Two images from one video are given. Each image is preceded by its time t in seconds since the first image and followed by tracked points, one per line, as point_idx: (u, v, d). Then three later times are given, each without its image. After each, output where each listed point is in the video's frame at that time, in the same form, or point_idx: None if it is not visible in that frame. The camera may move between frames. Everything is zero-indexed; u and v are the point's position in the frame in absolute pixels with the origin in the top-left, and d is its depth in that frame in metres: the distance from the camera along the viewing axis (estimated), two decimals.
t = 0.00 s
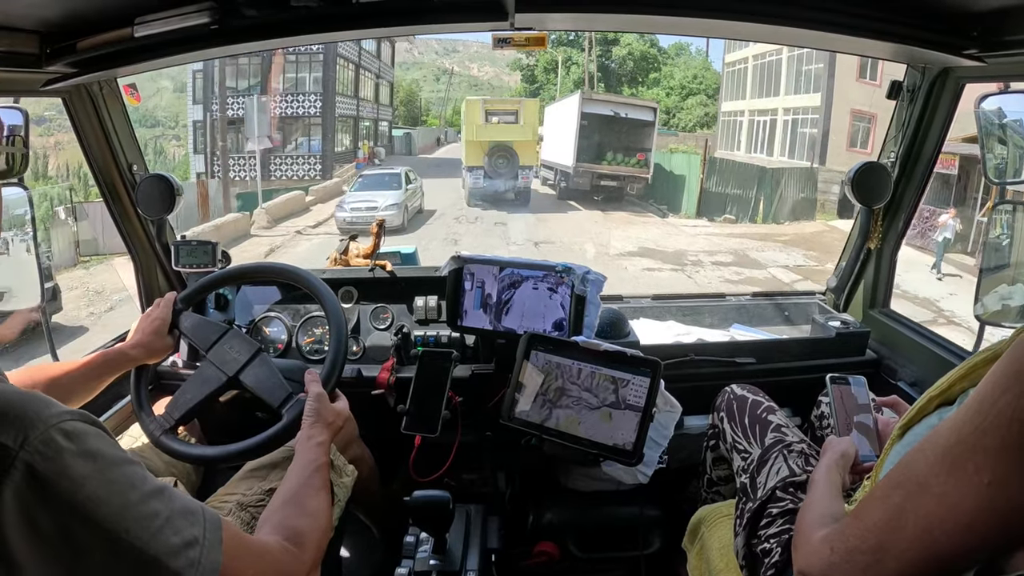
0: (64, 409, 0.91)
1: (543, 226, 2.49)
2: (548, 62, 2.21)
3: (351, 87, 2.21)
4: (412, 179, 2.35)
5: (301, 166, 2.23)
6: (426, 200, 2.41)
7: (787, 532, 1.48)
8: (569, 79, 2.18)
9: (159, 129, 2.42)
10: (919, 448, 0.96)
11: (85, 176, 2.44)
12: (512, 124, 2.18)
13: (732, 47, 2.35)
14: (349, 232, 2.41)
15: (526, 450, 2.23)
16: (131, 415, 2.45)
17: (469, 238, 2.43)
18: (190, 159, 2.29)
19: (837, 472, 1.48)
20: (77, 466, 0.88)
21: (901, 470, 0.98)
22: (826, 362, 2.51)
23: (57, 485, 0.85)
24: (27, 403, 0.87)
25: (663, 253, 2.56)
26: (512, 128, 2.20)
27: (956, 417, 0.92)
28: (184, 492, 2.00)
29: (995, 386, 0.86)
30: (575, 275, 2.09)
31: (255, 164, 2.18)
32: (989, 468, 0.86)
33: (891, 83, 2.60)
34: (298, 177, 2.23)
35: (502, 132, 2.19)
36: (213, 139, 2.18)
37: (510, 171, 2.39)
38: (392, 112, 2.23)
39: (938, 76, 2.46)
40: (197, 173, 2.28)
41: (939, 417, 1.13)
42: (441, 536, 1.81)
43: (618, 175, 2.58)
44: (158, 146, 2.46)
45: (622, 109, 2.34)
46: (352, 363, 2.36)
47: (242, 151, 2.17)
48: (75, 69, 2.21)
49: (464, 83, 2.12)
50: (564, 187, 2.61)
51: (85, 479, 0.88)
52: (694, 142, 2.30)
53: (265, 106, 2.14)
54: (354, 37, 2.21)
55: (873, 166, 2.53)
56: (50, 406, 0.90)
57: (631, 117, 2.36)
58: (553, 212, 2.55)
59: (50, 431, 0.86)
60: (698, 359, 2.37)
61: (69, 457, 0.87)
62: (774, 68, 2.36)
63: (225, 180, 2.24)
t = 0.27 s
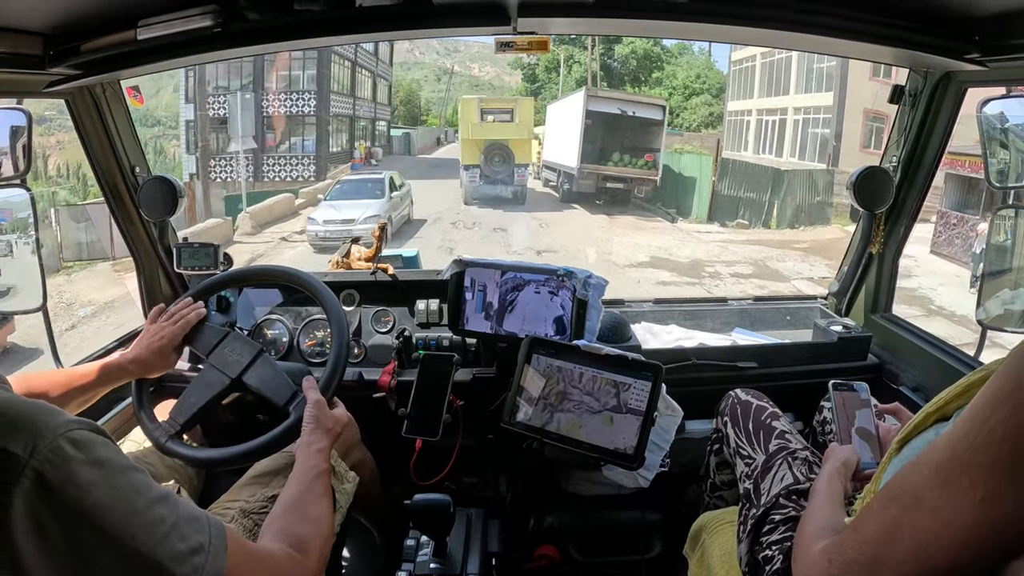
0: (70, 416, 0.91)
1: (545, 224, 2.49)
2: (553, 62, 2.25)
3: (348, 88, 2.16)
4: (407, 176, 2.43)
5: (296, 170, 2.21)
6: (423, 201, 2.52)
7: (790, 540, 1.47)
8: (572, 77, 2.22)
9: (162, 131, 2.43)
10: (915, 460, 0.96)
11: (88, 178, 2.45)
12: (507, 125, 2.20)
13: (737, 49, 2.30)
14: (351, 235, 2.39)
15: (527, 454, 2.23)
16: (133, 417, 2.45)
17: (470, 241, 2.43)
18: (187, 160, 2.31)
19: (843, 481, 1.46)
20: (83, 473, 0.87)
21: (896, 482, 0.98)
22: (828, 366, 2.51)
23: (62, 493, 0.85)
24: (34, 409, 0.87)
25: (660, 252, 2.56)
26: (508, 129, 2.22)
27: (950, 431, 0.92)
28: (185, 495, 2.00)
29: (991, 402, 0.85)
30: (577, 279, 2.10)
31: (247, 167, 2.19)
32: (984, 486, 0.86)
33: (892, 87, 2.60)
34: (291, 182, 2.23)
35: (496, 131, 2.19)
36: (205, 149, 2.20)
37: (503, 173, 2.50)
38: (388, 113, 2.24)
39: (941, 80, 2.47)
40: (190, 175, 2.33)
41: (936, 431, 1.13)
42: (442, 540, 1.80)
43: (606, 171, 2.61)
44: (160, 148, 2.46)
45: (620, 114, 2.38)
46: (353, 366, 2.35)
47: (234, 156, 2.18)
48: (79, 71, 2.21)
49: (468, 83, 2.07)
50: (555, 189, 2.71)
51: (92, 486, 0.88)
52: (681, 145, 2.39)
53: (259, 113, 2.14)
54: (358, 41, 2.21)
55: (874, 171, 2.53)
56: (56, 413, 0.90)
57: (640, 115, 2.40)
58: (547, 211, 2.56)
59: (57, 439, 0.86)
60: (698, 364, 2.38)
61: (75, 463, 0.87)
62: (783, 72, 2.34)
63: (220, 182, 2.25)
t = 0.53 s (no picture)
0: (63, 394, 1.04)
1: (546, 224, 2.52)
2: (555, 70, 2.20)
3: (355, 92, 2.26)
4: (414, 180, 2.47)
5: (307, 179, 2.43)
6: (421, 199, 2.50)
7: (791, 535, 1.48)
8: (570, 82, 2.21)
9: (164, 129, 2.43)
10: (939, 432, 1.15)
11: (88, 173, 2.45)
12: (501, 126, 2.22)
13: (743, 47, 2.30)
14: (353, 230, 2.42)
15: (527, 452, 2.23)
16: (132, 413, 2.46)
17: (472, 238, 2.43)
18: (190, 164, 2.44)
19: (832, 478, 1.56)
20: (77, 446, 1.00)
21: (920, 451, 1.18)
22: (827, 365, 2.52)
23: (60, 464, 0.98)
24: (32, 389, 1.00)
25: (658, 254, 2.61)
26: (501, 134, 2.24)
27: (965, 422, 1.07)
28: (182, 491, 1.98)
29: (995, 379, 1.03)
30: (578, 276, 2.28)
31: (268, 177, 2.43)
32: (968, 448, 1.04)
33: (897, 85, 2.56)
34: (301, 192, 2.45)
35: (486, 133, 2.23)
36: (205, 154, 2.39)
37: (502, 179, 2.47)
38: (388, 117, 2.28)
39: (943, 80, 2.47)
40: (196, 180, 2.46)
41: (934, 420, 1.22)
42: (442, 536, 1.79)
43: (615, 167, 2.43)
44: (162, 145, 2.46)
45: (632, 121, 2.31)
46: (353, 363, 2.31)
47: (250, 165, 2.38)
48: (80, 67, 2.21)
49: (472, 89, 2.22)
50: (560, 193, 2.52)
51: (87, 460, 1.01)
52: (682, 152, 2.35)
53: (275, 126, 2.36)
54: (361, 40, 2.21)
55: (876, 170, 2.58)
56: (52, 393, 1.02)
57: (649, 117, 2.28)
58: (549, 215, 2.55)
59: (53, 415, 0.99)
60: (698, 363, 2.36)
61: (67, 436, 0.99)
62: (784, 71, 2.35)
63: (226, 183, 2.42)
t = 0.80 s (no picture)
0: (66, 402, 1.01)
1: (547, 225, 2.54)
2: (563, 81, 2.36)
3: (356, 94, 2.39)
4: (426, 183, 2.56)
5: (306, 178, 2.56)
6: (418, 199, 2.57)
7: (792, 537, 1.49)
8: (575, 83, 2.37)
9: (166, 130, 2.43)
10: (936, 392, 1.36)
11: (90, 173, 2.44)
12: (500, 127, 2.42)
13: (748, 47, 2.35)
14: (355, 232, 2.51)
15: (529, 451, 2.23)
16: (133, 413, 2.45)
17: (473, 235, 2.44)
18: (192, 162, 2.57)
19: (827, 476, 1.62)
20: (80, 460, 0.97)
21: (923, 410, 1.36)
22: (826, 366, 2.56)
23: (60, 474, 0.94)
24: (32, 397, 0.97)
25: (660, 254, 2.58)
26: (504, 133, 2.44)
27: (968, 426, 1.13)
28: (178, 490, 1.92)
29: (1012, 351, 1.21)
30: (580, 276, 2.34)
31: (262, 177, 2.52)
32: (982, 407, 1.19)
33: (898, 87, 2.53)
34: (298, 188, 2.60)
35: (484, 133, 2.43)
36: (201, 154, 2.53)
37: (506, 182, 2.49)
38: (389, 119, 2.47)
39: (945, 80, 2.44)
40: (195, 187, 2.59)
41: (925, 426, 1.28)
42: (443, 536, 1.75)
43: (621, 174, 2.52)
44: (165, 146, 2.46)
45: (639, 120, 2.46)
46: (354, 363, 2.18)
47: (245, 163, 2.48)
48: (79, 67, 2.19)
49: (483, 96, 2.42)
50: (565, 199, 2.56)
51: (89, 469, 0.98)
52: (677, 153, 2.49)
53: (267, 134, 2.43)
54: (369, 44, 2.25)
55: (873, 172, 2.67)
56: (51, 399, 1.00)
57: (653, 115, 2.45)
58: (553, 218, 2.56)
59: (57, 421, 0.97)
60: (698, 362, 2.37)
61: (70, 446, 0.97)
62: (787, 70, 2.40)
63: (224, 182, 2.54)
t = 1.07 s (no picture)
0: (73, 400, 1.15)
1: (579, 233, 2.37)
2: (566, 80, 2.16)
3: (359, 92, 2.12)
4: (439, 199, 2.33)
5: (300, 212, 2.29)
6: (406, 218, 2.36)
7: (851, 539, 1.68)
8: (577, 81, 2.17)
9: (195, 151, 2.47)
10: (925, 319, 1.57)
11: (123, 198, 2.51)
12: (499, 129, 2.20)
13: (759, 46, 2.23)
14: (384, 247, 2.42)
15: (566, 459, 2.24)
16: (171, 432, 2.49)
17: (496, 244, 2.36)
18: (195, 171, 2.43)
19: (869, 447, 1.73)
20: (71, 454, 1.10)
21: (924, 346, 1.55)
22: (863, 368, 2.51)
23: (51, 465, 1.08)
24: (45, 393, 1.11)
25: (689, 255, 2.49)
26: (489, 147, 2.24)
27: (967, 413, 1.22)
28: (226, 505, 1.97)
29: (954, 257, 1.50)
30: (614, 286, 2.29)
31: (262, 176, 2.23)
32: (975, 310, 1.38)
33: (922, 81, 2.44)
34: (286, 209, 2.29)
35: (485, 133, 2.21)
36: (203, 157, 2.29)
37: (510, 183, 2.32)
38: (404, 122, 2.17)
39: (972, 71, 2.36)
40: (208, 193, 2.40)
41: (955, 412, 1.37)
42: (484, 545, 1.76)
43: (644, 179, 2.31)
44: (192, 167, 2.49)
45: (643, 120, 2.22)
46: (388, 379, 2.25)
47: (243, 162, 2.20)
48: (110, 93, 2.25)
49: (486, 104, 2.17)
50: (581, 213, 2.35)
51: (92, 461, 1.11)
52: (680, 149, 2.31)
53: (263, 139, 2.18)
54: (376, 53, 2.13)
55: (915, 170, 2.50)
56: (65, 397, 1.14)
57: (658, 113, 2.23)
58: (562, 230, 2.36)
59: (56, 414, 1.10)
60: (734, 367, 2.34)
61: (71, 439, 1.10)
62: (797, 69, 2.29)
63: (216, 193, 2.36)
